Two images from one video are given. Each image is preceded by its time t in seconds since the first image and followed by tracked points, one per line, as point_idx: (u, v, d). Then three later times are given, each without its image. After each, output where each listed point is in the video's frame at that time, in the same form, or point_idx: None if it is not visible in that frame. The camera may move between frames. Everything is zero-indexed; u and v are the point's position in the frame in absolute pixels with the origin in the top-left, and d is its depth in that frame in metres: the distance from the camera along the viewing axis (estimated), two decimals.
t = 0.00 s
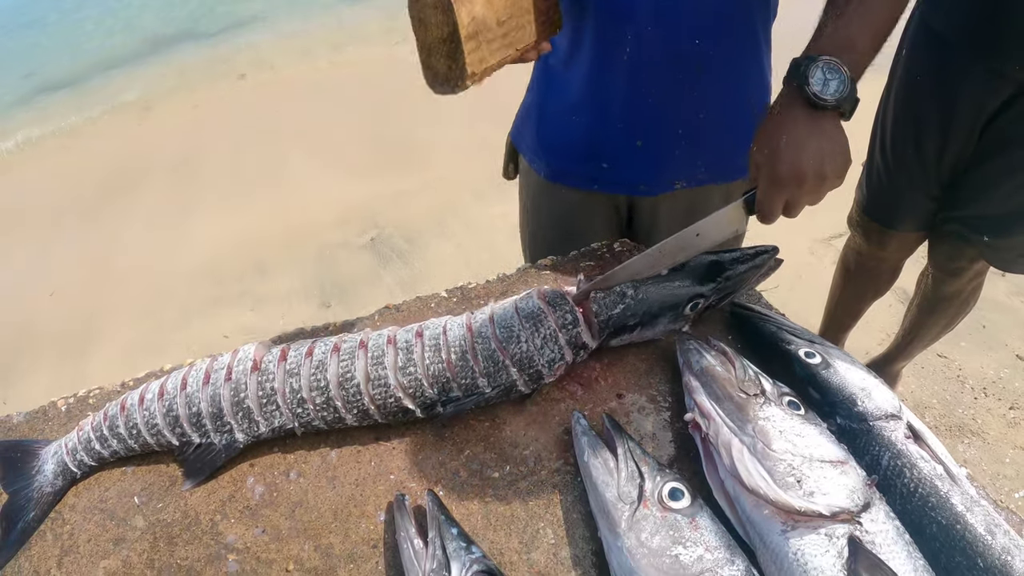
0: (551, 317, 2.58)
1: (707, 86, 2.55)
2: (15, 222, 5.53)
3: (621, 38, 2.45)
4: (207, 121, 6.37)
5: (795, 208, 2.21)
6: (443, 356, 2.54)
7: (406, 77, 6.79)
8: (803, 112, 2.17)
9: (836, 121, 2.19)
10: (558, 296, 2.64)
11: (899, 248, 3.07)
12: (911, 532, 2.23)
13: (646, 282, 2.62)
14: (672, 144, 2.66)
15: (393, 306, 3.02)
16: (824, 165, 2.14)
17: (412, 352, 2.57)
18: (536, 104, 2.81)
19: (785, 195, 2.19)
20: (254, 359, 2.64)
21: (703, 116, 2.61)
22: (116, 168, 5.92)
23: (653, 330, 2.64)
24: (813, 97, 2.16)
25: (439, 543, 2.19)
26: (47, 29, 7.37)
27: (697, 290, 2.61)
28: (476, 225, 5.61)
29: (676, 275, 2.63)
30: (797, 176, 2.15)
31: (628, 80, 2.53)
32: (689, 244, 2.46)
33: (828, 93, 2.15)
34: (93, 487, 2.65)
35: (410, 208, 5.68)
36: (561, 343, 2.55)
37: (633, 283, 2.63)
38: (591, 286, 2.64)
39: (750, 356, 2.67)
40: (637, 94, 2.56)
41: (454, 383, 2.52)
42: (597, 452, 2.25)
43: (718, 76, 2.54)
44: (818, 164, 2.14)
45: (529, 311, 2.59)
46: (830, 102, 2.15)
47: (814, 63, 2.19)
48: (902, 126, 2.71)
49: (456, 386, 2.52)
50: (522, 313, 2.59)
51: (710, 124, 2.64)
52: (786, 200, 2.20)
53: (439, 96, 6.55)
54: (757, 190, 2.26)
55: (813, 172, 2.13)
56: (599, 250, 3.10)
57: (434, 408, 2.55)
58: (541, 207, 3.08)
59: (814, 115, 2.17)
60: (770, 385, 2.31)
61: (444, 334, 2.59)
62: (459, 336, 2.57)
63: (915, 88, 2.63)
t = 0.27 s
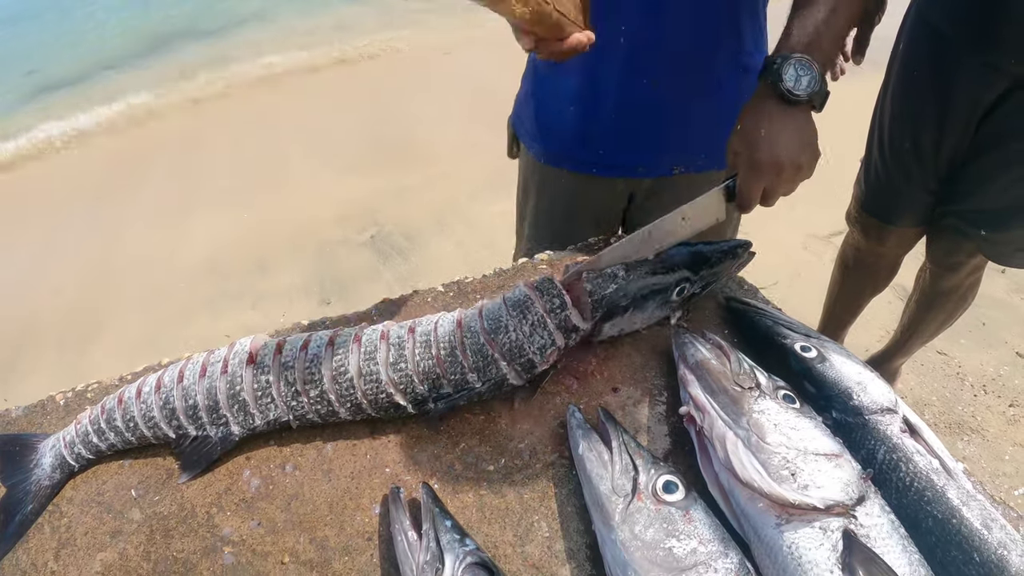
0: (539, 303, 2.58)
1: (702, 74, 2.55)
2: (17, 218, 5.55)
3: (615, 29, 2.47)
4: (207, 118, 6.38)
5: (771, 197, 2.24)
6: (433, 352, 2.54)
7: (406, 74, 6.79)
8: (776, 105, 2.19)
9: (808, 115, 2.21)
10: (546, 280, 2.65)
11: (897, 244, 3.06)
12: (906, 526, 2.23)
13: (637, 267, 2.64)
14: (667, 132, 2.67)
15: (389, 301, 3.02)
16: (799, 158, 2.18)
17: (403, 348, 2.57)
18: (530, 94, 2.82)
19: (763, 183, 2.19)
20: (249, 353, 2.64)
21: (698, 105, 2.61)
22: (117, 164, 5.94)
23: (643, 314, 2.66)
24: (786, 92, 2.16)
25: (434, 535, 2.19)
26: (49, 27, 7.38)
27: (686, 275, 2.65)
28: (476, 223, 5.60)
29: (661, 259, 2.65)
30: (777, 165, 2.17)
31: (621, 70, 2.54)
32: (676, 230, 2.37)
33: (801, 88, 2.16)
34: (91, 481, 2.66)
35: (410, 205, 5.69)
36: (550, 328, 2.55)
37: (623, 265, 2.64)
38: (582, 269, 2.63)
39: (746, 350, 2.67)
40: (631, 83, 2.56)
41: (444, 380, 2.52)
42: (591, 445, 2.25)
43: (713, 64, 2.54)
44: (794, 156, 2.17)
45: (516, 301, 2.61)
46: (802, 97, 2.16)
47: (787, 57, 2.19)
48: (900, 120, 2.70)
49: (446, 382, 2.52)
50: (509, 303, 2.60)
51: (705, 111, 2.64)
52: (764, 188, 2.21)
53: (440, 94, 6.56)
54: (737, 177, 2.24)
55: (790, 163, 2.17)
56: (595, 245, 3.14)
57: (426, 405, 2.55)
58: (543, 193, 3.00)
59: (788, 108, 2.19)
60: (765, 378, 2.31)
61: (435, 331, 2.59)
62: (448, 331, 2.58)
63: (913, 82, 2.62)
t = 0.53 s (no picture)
0: (534, 276, 2.58)
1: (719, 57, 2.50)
2: (19, 216, 5.56)
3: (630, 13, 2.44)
4: (208, 116, 6.38)
5: (778, 196, 2.17)
6: (434, 332, 2.54)
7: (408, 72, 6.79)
8: (781, 105, 2.12)
9: (815, 110, 2.13)
10: (541, 258, 2.63)
11: (897, 240, 3.05)
12: (906, 522, 2.22)
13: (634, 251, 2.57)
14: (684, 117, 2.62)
15: (389, 297, 3.02)
16: (805, 156, 2.09)
17: (404, 333, 2.57)
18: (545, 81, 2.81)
19: (767, 183, 2.14)
20: (249, 348, 2.64)
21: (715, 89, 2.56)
22: (118, 162, 5.94)
23: (640, 299, 2.61)
24: (787, 91, 2.10)
25: (433, 530, 2.19)
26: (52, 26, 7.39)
27: (685, 262, 2.58)
28: (477, 220, 5.60)
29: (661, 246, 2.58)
30: (779, 166, 2.10)
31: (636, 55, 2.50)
32: (678, 219, 2.37)
33: (802, 86, 2.09)
34: (91, 476, 2.66)
35: (412, 203, 5.69)
36: (545, 300, 2.55)
37: (621, 247, 2.57)
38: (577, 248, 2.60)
39: (746, 347, 2.66)
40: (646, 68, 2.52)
41: (447, 359, 2.51)
42: (591, 440, 2.25)
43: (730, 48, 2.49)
44: (800, 153, 2.09)
45: (512, 275, 2.61)
46: (805, 95, 2.09)
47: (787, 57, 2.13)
48: (901, 116, 2.69)
49: (449, 361, 2.51)
50: (506, 279, 2.61)
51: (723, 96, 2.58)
52: (769, 187, 2.15)
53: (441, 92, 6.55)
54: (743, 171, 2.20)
55: (794, 164, 2.09)
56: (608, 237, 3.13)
57: (428, 386, 2.54)
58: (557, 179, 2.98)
59: (791, 106, 2.11)
60: (765, 374, 2.31)
61: (434, 314, 2.59)
62: (447, 311, 2.59)
63: (914, 78, 2.61)
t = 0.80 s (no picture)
0: (545, 292, 2.58)
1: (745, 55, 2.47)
2: (21, 215, 5.56)
3: (659, 6, 2.40)
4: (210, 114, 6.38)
5: (796, 212, 2.21)
6: (439, 338, 2.54)
7: (409, 71, 6.78)
8: (805, 120, 2.08)
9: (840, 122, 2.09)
10: (554, 274, 2.63)
11: (901, 237, 3.04)
12: (910, 519, 2.22)
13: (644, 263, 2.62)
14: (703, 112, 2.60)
15: (392, 293, 3.02)
16: (824, 176, 2.10)
17: (408, 335, 2.57)
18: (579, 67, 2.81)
19: (785, 201, 2.17)
20: (253, 345, 2.65)
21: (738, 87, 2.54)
22: (120, 161, 5.94)
23: (648, 312, 2.63)
24: (813, 104, 2.05)
25: (436, 526, 2.19)
26: (54, 25, 7.41)
27: (695, 278, 2.60)
28: (479, 218, 5.59)
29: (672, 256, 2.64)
30: (799, 185, 2.11)
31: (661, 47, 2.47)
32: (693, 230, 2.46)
33: (829, 98, 2.03)
34: (93, 473, 2.66)
35: (414, 201, 5.69)
36: (555, 318, 2.53)
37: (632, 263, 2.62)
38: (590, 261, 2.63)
39: (750, 343, 2.66)
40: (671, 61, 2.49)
41: (451, 365, 2.51)
42: (594, 436, 2.24)
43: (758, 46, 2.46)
44: (818, 173, 2.10)
45: (523, 288, 2.60)
46: (831, 106, 2.04)
47: (815, 65, 2.06)
48: (906, 112, 2.69)
49: (453, 368, 2.51)
50: (517, 290, 2.60)
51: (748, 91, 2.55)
52: (787, 204, 2.18)
53: (442, 90, 6.55)
54: (761, 185, 2.23)
55: (814, 182, 2.10)
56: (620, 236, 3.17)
57: (431, 392, 2.53)
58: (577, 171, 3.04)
59: (817, 119, 2.07)
60: (768, 370, 2.30)
61: (440, 318, 2.60)
62: (455, 318, 2.58)
63: (918, 73, 2.61)
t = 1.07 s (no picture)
0: (557, 288, 2.58)
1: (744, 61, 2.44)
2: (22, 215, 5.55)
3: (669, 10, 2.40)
4: (212, 114, 6.37)
5: (812, 224, 2.20)
6: (453, 340, 2.53)
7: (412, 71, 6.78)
8: (820, 130, 2.09)
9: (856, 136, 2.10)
10: (566, 271, 2.64)
11: (906, 238, 3.05)
12: (915, 522, 2.22)
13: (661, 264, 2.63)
14: (704, 117, 2.59)
15: (398, 295, 3.02)
16: (840, 189, 2.09)
17: (421, 339, 2.55)
18: (586, 68, 2.82)
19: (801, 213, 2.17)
20: (259, 348, 2.64)
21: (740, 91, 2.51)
22: (122, 162, 5.93)
23: (661, 306, 2.70)
24: (829, 117, 2.07)
25: (443, 530, 2.19)
26: (55, 25, 7.40)
27: (709, 278, 2.64)
28: (482, 218, 5.58)
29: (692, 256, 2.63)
30: (815, 199, 2.11)
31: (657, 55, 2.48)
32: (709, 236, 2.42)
33: (846, 111, 2.05)
34: (99, 475, 2.66)
35: (417, 201, 5.68)
36: (567, 313, 2.56)
37: (648, 261, 2.64)
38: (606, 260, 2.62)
39: (755, 346, 2.66)
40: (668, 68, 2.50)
41: (466, 366, 2.51)
42: (601, 439, 2.25)
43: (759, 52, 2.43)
44: (833, 185, 2.09)
45: (534, 285, 2.59)
46: (848, 120, 2.06)
47: (834, 79, 2.09)
48: (912, 114, 2.69)
49: (467, 369, 2.51)
50: (528, 287, 2.59)
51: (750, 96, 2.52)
52: (803, 216, 2.19)
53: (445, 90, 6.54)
54: (779, 195, 2.25)
55: (829, 196, 2.09)
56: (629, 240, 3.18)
57: (444, 394, 2.54)
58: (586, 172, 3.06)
59: (834, 132, 2.09)
60: (775, 374, 2.31)
61: (452, 320, 2.57)
62: (467, 318, 2.57)
63: (924, 74, 2.61)
